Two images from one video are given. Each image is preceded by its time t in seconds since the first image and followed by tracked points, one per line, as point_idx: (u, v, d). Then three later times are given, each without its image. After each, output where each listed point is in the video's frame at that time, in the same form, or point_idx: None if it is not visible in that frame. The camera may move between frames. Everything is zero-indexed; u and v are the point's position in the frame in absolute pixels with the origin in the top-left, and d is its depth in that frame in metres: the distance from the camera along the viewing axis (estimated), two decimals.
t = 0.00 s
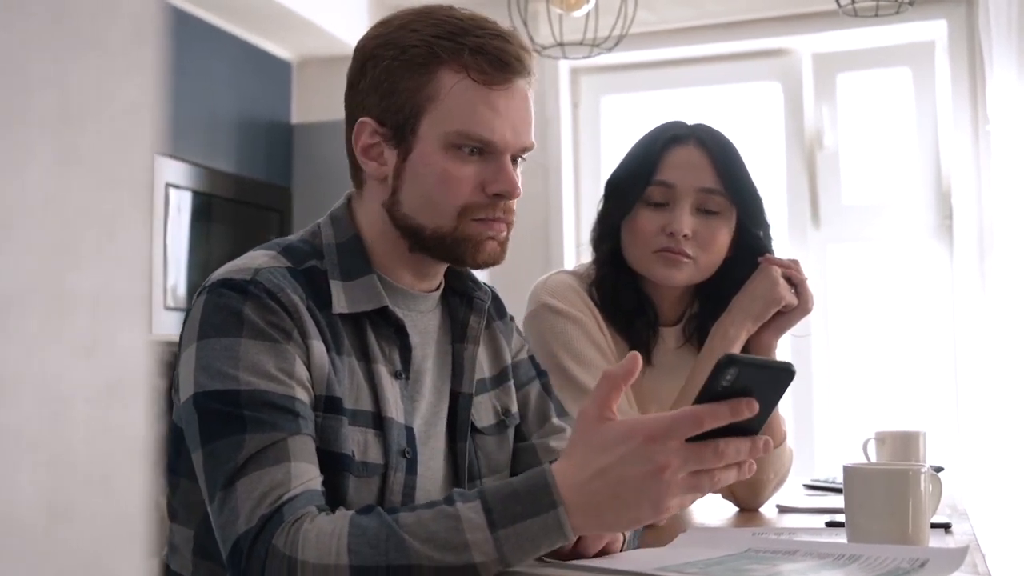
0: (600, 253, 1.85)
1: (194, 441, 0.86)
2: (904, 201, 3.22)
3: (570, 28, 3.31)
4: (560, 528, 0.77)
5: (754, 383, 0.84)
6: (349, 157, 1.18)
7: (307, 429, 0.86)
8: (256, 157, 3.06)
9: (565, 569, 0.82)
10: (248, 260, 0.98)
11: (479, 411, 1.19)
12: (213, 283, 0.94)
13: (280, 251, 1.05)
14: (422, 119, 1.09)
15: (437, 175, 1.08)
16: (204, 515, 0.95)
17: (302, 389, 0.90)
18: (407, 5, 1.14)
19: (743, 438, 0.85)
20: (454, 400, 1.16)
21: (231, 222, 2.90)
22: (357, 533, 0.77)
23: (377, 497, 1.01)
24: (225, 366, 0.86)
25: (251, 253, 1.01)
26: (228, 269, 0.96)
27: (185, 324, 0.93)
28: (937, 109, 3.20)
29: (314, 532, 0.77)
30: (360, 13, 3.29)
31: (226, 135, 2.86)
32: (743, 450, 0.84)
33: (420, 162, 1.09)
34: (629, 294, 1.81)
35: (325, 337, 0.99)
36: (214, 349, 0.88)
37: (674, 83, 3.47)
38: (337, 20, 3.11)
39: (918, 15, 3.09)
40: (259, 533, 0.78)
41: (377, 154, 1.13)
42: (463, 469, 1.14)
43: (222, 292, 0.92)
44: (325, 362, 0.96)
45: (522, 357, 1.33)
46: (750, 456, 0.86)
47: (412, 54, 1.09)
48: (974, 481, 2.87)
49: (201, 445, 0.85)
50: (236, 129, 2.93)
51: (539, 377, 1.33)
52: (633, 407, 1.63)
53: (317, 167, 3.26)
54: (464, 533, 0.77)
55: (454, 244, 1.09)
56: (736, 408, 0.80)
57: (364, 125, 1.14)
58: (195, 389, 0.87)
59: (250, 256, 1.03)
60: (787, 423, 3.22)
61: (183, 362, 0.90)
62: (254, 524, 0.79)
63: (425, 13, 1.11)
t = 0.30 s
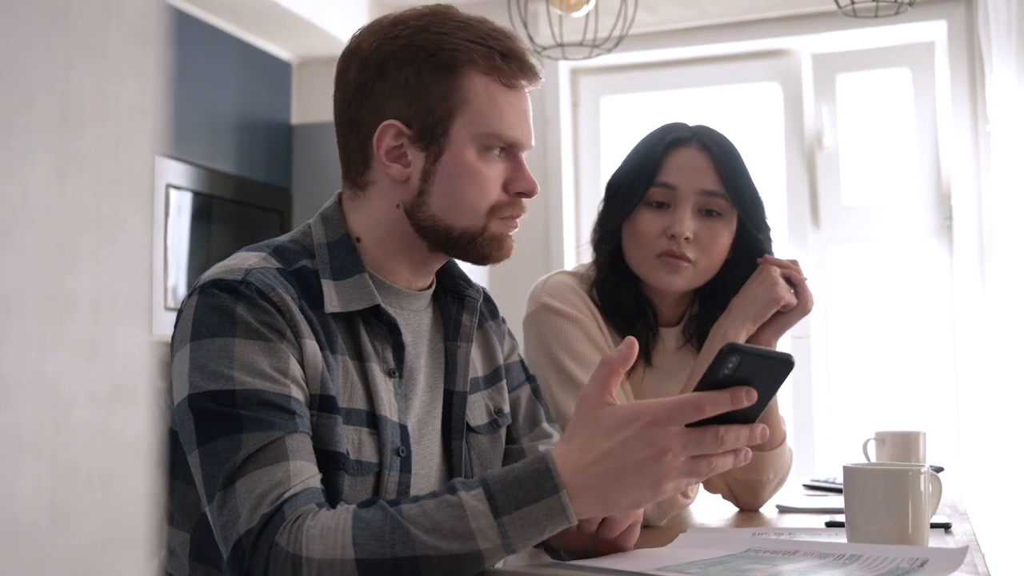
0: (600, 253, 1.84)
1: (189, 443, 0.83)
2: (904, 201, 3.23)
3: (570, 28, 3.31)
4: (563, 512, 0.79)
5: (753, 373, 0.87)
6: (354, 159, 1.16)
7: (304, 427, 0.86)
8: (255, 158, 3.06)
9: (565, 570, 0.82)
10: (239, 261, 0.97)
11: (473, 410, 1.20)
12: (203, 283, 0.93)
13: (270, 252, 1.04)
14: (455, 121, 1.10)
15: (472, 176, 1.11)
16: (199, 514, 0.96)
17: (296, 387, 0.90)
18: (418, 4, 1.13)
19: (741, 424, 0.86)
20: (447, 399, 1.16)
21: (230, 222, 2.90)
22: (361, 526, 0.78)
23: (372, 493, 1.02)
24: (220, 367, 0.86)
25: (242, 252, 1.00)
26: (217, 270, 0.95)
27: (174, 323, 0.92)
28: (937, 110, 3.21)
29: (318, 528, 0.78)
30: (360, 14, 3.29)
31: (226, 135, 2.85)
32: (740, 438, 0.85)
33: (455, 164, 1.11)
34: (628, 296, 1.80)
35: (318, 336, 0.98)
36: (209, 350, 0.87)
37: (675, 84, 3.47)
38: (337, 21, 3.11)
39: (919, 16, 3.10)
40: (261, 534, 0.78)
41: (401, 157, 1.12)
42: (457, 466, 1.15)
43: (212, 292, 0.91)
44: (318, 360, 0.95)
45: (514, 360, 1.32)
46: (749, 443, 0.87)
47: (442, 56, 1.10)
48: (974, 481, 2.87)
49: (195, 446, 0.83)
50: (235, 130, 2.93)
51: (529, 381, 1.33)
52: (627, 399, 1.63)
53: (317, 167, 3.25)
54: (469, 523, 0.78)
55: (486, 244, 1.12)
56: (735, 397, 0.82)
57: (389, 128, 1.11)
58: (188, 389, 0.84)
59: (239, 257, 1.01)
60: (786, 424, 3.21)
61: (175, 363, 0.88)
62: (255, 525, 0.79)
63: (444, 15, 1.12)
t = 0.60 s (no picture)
0: (600, 254, 1.85)
1: (189, 448, 0.85)
2: (904, 201, 3.23)
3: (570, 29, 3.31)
4: (570, 506, 0.80)
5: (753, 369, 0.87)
6: (366, 161, 1.13)
7: (304, 428, 0.87)
8: (255, 158, 3.06)
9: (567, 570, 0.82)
10: (235, 262, 0.97)
11: (468, 409, 1.20)
12: (198, 285, 0.93)
13: (265, 253, 1.04)
14: (477, 125, 1.12)
15: (490, 180, 1.12)
16: (198, 515, 0.96)
17: (296, 388, 0.90)
18: (434, 9, 1.14)
19: (742, 420, 0.88)
20: (443, 398, 1.17)
21: (231, 222, 2.90)
22: (370, 526, 0.78)
23: (370, 493, 1.02)
24: (220, 369, 0.86)
25: (237, 254, 1.00)
26: (214, 271, 0.96)
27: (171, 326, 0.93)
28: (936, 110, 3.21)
29: (327, 529, 0.77)
30: (360, 15, 3.29)
31: (225, 135, 2.85)
32: (742, 432, 0.88)
33: (476, 168, 1.12)
34: (629, 297, 1.80)
35: (315, 336, 0.99)
36: (208, 352, 0.87)
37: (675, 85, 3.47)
38: (337, 21, 3.11)
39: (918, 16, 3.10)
40: (267, 536, 0.78)
41: (423, 161, 1.11)
42: (454, 466, 1.15)
43: (209, 294, 0.91)
44: (316, 361, 0.95)
45: (505, 363, 1.32)
46: (749, 439, 0.89)
47: (465, 60, 1.11)
48: (974, 481, 2.87)
49: (198, 451, 0.84)
50: (235, 129, 2.93)
51: (519, 386, 1.33)
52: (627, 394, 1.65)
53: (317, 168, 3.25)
54: (477, 520, 0.78)
55: (496, 244, 1.15)
56: (736, 393, 0.84)
57: (416, 132, 1.10)
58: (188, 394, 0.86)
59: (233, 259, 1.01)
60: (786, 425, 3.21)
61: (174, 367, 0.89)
62: (261, 527, 0.79)
63: (455, 18, 1.13)
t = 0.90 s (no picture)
0: (600, 254, 1.85)
1: (192, 451, 0.85)
2: (904, 201, 3.23)
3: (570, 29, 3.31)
4: (572, 497, 0.79)
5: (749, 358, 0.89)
6: (370, 160, 1.12)
7: (308, 430, 0.87)
8: (256, 158, 3.06)
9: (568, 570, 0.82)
10: (233, 263, 0.97)
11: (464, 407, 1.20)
12: (198, 286, 0.93)
13: (261, 254, 1.04)
14: (481, 128, 1.13)
15: (491, 182, 1.14)
16: (200, 514, 0.96)
17: (298, 389, 0.90)
18: (441, 12, 1.14)
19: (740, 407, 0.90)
20: (441, 396, 1.17)
21: (230, 223, 2.89)
22: (376, 526, 0.78)
23: (371, 493, 1.02)
24: (224, 372, 0.87)
25: (235, 256, 1.00)
26: (212, 272, 0.95)
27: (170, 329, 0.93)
28: (936, 110, 3.21)
29: (333, 531, 0.78)
30: (360, 15, 3.29)
31: (225, 136, 2.85)
32: (740, 419, 0.88)
33: (479, 170, 1.13)
34: (629, 298, 1.81)
35: (316, 337, 0.99)
36: (210, 355, 0.88)
37: (675, 85, 3.47)
38: (337, 22, 3.11)
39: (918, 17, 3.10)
40: (275, 540, 0.78)
41: (430, 162, 1.11)
42: (453, 464, 1.15)
43: (208, 296, 0.91)
44: (318, 361, 0.95)
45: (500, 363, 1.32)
46: (747, 425, 0.89)
47: (474, 64, 1.12)
48: (974, 481, 2.87)
49: (201, 454, 0.84)
50: (235, 130, 2.93)
51: (512, 386, 1.32)
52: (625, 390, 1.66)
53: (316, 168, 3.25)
54: (483, 515, 0.78)
55: (493, 245, 1.16)
56: (732, 380, 0.85)
57: (425, 134, 1.10)
58: (190, 396, 0.87)
59: (231, 260, 1.00)
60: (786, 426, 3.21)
61: (177, 368, 0.90)
62: (269, 530, 0.79)
63: (461, 21, 1.13)
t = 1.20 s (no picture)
0: (600, 255, 1.85)
1: (197, 452, 0.86)
2: (904, 202, 3.23)
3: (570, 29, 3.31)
4: (575, 484, 0.80)
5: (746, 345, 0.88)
6: (370, 160, 1.12)
7: (313, 430, 0.87)
8: (256, 158, 3.06)
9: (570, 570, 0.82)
10: (234, 264, 0.97)
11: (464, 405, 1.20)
12: (199, 287, 0.94)
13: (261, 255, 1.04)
14: (481, 128, 1.13)
15: (490, 182, 1.14)
16: (204, 515, 0.96)
17: (302, 389, 0.90)
18: (443, 13, 1.14)
19: (738, 393, 0.89)
20: (441, 393, 1.17)
21: (230, 223, 2.89)
22: (383, 522, 0.78)
23: (374, 491, 1.02)
24: (228, 373, 0.87)
25: (236, 257, 1.00)
26: (213, 274, 0.95)
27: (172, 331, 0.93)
28: (936, 110, 3.21)
29: (340, 529, 0.78)
30: (360, 16, 3.29)
31: (226, 136, 2.85)
32: (738, 405, 0.88)
33: (479, 169, 1.13)
34: (629, 297, 1.81)
35: (319, 337, 0.99)
36: (213, 356, 0.88)
37: (675, 85, 3.48)
38: (337, 22, 3.11)
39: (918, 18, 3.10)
40: (283, 540, 0.78)
41: (430, 163, 1.11)
42: (454, 462, 1.15)
43: (212, 297, 0.91)
44: (321, 361, 0.96)
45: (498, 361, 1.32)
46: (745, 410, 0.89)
47: (475, 65, 1.12)
48: (974, 482, 2.87)
49: (207, 454, 0.84)
50: (235, 130, 2.93)
51: (510, 385, 1.32)
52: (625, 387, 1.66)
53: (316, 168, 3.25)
54: (489, 507, 0.79)
55: (491, 244, 1.16)
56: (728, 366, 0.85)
57: (426, 135, 1.10)
58: (195, 399, 0.87)
59: (231, 261, 1.01)
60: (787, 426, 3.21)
61: (179, 368, 0.90)
62: (277, 530, 0.79)
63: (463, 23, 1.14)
